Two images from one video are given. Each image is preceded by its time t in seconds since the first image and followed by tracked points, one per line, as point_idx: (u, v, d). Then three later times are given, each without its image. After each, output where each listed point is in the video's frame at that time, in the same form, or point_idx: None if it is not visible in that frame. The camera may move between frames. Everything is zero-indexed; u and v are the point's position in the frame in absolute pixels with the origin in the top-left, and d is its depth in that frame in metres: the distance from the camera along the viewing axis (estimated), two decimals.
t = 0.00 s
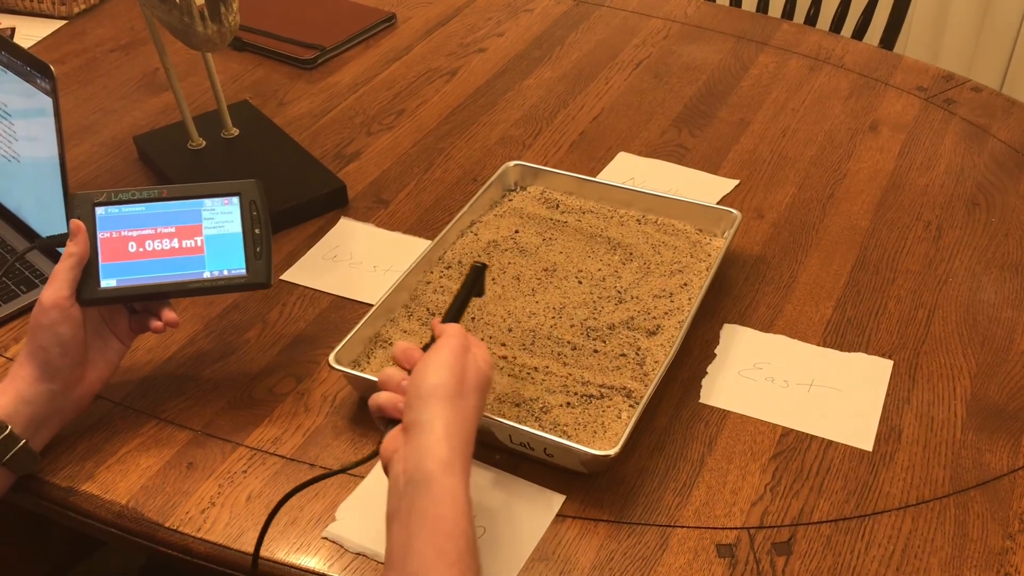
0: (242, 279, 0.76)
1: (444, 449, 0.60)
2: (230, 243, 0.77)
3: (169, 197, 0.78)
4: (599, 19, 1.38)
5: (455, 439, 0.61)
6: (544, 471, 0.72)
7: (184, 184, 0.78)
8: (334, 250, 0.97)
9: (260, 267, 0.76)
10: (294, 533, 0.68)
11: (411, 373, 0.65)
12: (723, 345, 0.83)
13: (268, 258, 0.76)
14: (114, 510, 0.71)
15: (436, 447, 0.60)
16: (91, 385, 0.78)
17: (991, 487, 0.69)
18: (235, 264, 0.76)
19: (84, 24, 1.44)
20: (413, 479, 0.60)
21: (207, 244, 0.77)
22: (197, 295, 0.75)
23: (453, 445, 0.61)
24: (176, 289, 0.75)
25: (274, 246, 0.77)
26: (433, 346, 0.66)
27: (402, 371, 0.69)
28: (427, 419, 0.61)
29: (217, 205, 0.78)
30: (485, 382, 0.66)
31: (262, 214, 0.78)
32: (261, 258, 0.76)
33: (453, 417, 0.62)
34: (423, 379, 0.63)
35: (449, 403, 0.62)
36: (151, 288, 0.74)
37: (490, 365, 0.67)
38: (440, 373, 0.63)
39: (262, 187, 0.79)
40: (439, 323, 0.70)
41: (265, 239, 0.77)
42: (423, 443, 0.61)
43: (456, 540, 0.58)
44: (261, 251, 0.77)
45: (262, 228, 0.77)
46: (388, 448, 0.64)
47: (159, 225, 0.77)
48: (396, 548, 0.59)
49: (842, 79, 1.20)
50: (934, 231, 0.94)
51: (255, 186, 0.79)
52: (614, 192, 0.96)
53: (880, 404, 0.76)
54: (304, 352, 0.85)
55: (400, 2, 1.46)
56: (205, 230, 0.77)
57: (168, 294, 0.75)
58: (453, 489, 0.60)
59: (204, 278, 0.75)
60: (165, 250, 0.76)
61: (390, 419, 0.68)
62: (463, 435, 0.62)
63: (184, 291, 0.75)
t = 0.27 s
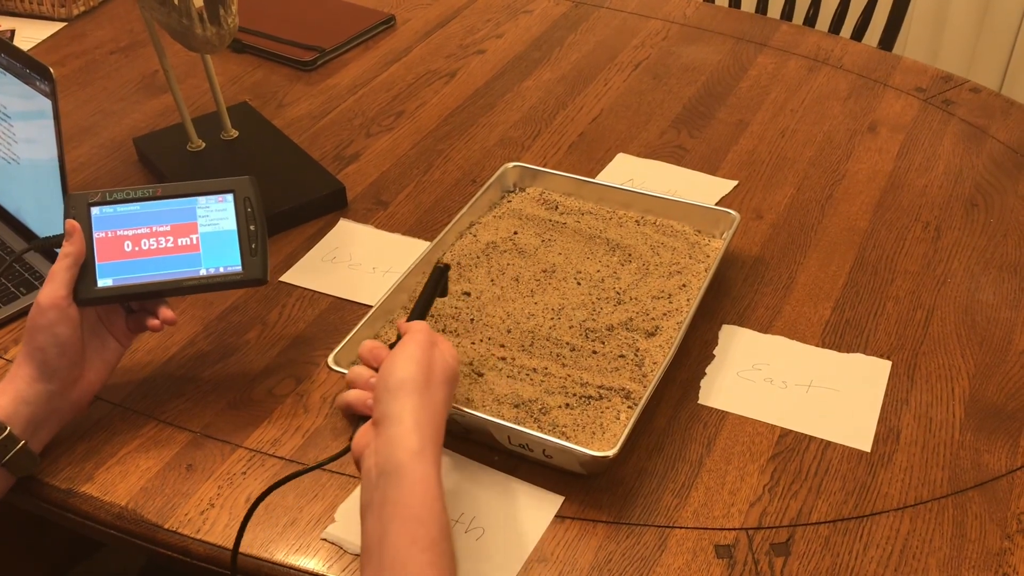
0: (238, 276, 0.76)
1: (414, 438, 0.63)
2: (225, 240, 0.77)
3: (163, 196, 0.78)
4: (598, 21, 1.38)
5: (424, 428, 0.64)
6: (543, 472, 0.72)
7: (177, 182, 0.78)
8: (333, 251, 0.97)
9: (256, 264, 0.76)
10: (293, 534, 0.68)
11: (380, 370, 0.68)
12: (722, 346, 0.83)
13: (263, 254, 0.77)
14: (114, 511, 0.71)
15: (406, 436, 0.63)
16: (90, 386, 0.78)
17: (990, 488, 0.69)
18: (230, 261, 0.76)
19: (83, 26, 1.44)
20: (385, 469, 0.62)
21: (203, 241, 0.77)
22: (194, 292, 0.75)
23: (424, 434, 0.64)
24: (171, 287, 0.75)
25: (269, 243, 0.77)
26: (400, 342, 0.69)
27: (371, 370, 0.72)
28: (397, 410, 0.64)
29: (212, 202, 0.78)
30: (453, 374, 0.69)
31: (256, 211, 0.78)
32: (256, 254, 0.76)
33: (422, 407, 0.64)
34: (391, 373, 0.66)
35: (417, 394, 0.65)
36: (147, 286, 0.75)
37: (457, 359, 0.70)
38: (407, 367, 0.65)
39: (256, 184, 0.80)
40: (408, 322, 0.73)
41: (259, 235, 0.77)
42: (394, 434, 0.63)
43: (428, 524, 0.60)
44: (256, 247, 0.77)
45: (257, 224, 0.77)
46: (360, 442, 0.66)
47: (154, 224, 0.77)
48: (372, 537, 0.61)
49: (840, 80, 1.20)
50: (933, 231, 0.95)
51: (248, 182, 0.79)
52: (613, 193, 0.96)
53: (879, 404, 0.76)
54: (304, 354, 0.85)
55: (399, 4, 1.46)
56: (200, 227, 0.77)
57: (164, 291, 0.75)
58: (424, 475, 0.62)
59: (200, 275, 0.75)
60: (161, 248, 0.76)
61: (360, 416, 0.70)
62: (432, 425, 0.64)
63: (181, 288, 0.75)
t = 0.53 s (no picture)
0: (239, 276, 0.76)
1: (393, 445, 0.63)
2: (227, 240, 0.77)
3: (165, 196, 0.78)
4: (598, 21, 1.38)
5: (403, 435, 0.64)
6: (543, 472, 0.72)
7: (179, 182, 0.79)
8: (334, 252, 0.97)
9: (257, 264, 0.76)
10: (294, 534, 0.69)
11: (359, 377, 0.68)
12: (722, 346, 0.83)
13: (264, 254, 0.77)
14: (116, 511, 0.72)
15: (384, 443, 0.63)
16: (92, 386, 0.79)
17: (990, 487, 0.69)
18: (232, 261, 0.76)
19: (85, 27, 1.44)
20: (364, 477, 0.63)
21: (204, 241, 0.77)
22: (195, 292, 0.75)
23: (402, 440, 0.64)
24: (173, 287, 0.75)
25: (271, 242, 0.77)
26: (379, 349, 0.69)
27: (350, 377, 0.72)
28: (375, 418, 0.64)
29: (213, 202, 0.78)
30: (432, 379, 0.69)
31: (257, 210, 0.78)
32: (258, 254, 0.76)
33: (400, 414, 0.65)
34: (369, 381, 0.66)
35: (395, 401, 0.65)
36: (149, 286, 0.75)
37: (435, 364, 0.70)
38: (385, 374, 0.66)
39: (258, 184, 0.80)
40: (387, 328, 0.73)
41: (261, 235, 0.77)
42: (372, 441, 0.63)
43: (409, 529, 0.61)
44: (258, 247, 0.77)
45: (259, 224, 0.77)
46: (341, 449, 0.66)
47: (156, 224, 0.77)
48: (354, 544, 0.62)
49: (841, 80, 1.21)
50: (934, 232, 0.95)
51: (250, 182, 0.79)
52: (613, 193, 0.96)
53: (880, 404, 0.76)
54: (305, 354, 0.85)
55: (400, 5, 1.46)
56: (201, 227, 0.77)
57: (166, 291, 0.75)
58: (403, 481, 0.62)
59: (202, 275, 0.76)
60: (163, 248, 0.76)
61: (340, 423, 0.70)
62: (411, 431, 0.65)
63: (183, 288, 0.75)
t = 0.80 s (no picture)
0: (240, 276, 0.76)
1: (391, 442, 0.63)
2: (228, 241, 0.77)
3: (166, 196, 0.78)
4: (599, 22, 1.38)
5: (401, 433, 0.64)
6: (544, 472, 0.72)
7: (180, 183, 0.79)
8: (335, 252, 0.97)
9: (258, 264, 0.76)
10: (295, 533, 0.69)
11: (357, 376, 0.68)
12: (723, 347, 0.83)
13: (265, 255, 0.76)
14: (117, 510, 0.72)
15: (383, 441, 0.63)
16: (92, 386, 0.79)
17: (991, 488, 0.69)
18: (232, 261, 0.76)
19: (86, 27, 1.45)
20: (362, 474, 0.63)
21: (205, 241, 0.77)
22: (196, 293, 0.75)
23: (400, 438, 0.64)
24: (174, 288, 0.75)
25: (272, 243, 0.77)
26: (377, 348, 0.69)
27: (349, 376, 0.72)
28: (373, 415, 0.64)
29: (214, 202, 0.78)
30: (430, 378, 0.69)
31: (258, 211, 0.78)
32: (258, 254, 0.76)
33: (398, 412, 0.65)
34: (367, 379, 0.66)
35: (393, 399, 0.65)
36: (150, 286, 0.75)
37: (433, 363, 0.70)
38: (383, 373, 0.66)
39: (258, 184, 0.80)
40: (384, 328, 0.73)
41: (262, 236, 0.77)
42: (370, 439, 0.64)
43: (407, 526, 0.61)
44: (258, 247, 0.77)
45: (259, 225, 0.77)
46: (339, 448, 0.66)
47: (157, 224, 0.77)
48: (352, 542, 0.62)
49: (842, 81, 1.21)
50: (935, 233, 0.95)
51: (251, 182, 0.79)
52: (614, 194, 0.96)
53: (881, 405, 0.76)
54: (306, 354, 0.85)
55: (401, 5, 1.46)
56: (202, 228, 0.77)
57: (167, 292, 0.75)
58: (401, 478, 0.62)
59: (203, 276, 0.76)
60: (164, 248, 0.76)
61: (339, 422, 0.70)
62: (409, 429, 0.65)
63: (183, 289, 0.75)
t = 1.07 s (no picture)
0: (242, 277, 0.76)
1: (390, 438, 0.64)
2: (230, 242, 0.77)
3: (169, 197, 0.78)
4: (600, 24, 1.38)
5: (400, 429, 0.65)
6: (544, 472, 0.72)
7: (183, 184, 0.79)
8: (336, 252, 0.98)
9: (260, 265, 0.76)
10: (297, 533, 0.69)
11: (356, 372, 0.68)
12: (723, 348, 0.83)
13: (267, 256, 0.77)
14: (119, 510, 0.72)
15: (382, 437, 0.64)
16: (95, 386, 0.79)
17: (991, 489, 0.69)
18: (235, 262, 0.77)
19: (88, 27, 1.45)
20: (361, 470, 0.63)
21: (207, 242, 0.77)
22: (199, 294, 0.75)
23: (399, 434, 0.64)
24: (176, 289, 0.75)
25: (274, 244, 0.77)
26: (377, 345, 0.70)
27: (348, 373, 0.72)
28: (373, 411, 0.65)
29: (217, 203, 0.79)
30: (429, 375, 0.69)
31: (261, 212, 0.78)
32: (261, 256, 0.77)
33: (397, 408, 0.65)
34: (367, 375, 0.66)
35: (392, 395, 0.65)
36: (152, 287, 0.75)
37: (432, 359, 0.71)
38: (383, 369, 0.66)
39: (261, 185, 0.80)
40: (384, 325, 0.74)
41: (264, 237, 0.77)
42: (370, 435, 0.64)
43: (407, 521, 0.61)
44: (260, 248, 0.77)
45: (262, 226, 0.77)
46: (338, 445, 0.67)
47: (160, 225, 0.77)
48: (352, 537, 0.62)
49: (842, 83, 1.21)
50: (935, 234, 0.95)
51: (254, 184, 0.80)
52: (615, 195, 0.96)
53: (881, 406, 0.77)
54: (307, 354, 0.85)
55: (403, 6, 1.47)
56: (205, 229, 0.77)
57: (169, 293, 0.75)
58: (400, 474, 0.63)
59: (205, 277, 0.76)
60: (166, 249, 0.76)
61: (338, 420, 0.71)
62: (408, 425, 0.65)
63: (185, 290, 0.75)
